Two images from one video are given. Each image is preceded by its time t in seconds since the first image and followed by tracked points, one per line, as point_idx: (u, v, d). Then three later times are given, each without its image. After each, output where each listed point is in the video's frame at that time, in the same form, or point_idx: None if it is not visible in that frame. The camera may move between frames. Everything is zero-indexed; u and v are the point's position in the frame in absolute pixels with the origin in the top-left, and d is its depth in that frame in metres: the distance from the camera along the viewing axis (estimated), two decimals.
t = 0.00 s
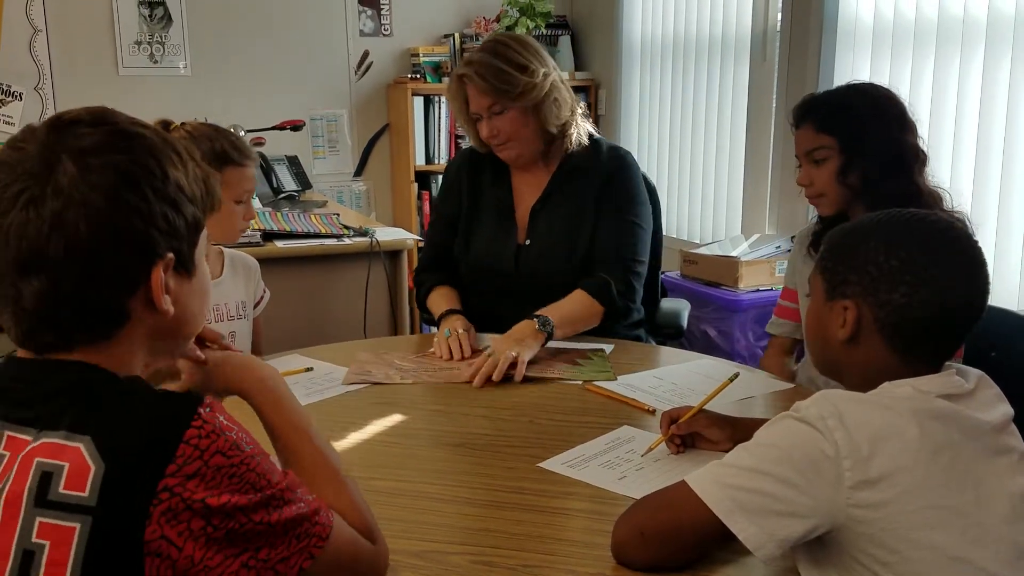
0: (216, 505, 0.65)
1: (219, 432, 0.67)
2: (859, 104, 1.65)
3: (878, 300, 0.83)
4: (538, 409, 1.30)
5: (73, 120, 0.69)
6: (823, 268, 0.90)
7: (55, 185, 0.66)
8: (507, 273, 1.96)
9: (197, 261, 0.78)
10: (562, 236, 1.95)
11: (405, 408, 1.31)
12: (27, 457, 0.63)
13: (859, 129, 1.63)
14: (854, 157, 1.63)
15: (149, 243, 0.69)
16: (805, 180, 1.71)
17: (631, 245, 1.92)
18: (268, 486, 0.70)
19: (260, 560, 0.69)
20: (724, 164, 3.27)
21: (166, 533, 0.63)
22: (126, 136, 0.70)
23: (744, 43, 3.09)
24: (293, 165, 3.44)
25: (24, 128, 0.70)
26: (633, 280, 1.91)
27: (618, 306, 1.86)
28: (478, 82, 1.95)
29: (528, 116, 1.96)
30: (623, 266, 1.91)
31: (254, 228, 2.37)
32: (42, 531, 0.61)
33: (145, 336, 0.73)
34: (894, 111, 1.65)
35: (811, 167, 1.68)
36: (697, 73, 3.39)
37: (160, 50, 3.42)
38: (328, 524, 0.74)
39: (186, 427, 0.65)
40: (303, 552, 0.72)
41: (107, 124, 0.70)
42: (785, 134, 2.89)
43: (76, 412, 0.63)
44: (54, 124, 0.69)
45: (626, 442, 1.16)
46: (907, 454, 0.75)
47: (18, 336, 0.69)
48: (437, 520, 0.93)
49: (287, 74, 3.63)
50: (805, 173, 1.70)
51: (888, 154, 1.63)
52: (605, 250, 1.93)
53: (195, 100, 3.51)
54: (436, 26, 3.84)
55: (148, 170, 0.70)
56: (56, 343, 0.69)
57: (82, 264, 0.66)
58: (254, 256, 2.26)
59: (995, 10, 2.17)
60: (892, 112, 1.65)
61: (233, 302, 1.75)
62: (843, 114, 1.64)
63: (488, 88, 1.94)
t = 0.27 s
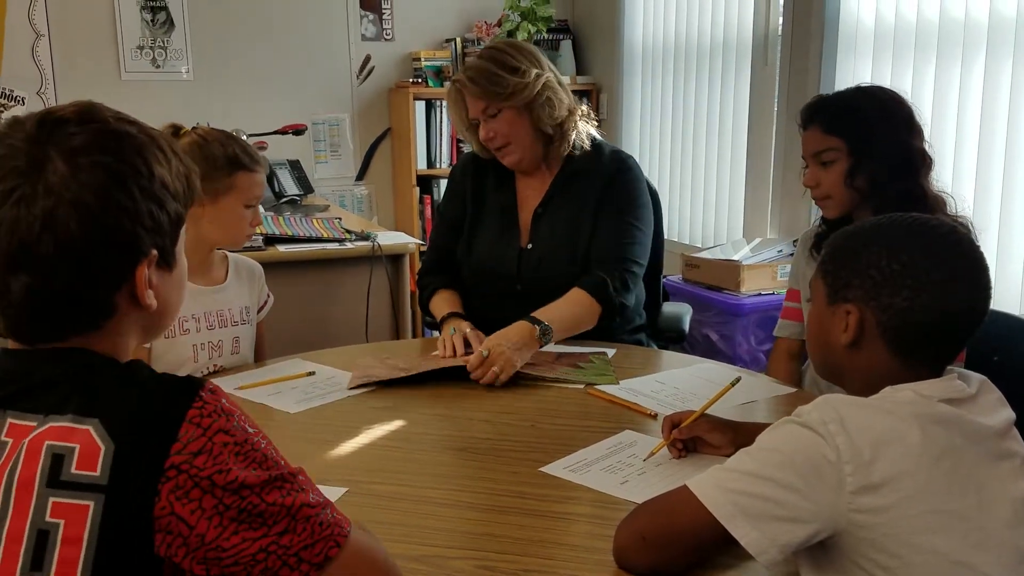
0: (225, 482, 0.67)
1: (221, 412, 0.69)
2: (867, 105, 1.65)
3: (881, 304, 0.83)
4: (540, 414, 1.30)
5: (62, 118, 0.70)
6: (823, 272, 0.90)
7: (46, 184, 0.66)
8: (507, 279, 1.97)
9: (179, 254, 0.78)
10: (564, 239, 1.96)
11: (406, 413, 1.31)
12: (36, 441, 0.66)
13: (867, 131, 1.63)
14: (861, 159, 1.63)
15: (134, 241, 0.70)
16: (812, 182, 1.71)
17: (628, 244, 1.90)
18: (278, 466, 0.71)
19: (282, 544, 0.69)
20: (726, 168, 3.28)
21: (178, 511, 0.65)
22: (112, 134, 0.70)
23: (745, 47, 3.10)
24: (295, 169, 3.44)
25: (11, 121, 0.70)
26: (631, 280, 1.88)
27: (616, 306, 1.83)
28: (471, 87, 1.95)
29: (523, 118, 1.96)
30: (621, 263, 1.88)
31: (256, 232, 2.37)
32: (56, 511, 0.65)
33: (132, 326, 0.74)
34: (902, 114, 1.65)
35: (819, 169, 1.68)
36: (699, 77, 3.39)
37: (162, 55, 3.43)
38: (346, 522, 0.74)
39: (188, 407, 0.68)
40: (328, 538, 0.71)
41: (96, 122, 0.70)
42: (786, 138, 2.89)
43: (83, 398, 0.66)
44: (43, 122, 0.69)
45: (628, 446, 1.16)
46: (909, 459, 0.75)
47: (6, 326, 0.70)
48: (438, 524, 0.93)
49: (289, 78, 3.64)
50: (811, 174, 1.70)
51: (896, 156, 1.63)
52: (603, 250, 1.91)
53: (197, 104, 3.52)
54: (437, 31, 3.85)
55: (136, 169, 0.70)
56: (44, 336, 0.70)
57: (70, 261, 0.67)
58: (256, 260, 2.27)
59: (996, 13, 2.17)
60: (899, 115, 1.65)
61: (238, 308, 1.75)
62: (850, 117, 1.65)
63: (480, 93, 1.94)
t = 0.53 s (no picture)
0: (223, 476, 0.68)
1: (223, 411, 0.71)
2: (869, 107, 1.65)
3: (882, 307, 0.83)
4: (541, 416, 1.30)
5: (59, 119, 0.71)
6: (823, 274, 0.90)
7: (42, 180, 0.68)
8: (508, 281, 1.99)
9: (175, 252, 0.80)
10: (566, 241, 1.96)
11: (407, 415, 1.31)
12: (41, 431, 0.68)
13: (869, 133, 1.63)
14: (863, 161, 1.63)
15: (128, 235, 0.71)
16: (813, 184, 1.71)
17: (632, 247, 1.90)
18: (277, 463, 0.72)
19: (279, 539, 0.69)
20: (726, 170, 3.28)
21: (175, 503, 0.66)
22: (108, 133, 0.72)
23: (745, 50, 3.10)
24: (296, 172, 3.45)
25: (13, 125, 0.73)
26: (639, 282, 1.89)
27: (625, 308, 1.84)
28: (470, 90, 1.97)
29: (522, 118, 1.96)
30: (625, 264, 1.88)
31: (257, 235, 2.38)
32: (55, 498, 0.67)
33: (132, 322, 0.75)
34: (905, 116, 1.66)
35: (820, 171, 1.68)
36: (699, 79, 3.40)
37: (163, 58, 3.43)
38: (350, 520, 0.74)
39: (191, 405, 0.70)
40: (328, 535, 0.71)
41: (91, 122, 0.72)
42: (786, 141, 2.89)
43: (83, 388, 0.68)
44: (40, 122, 0.71)
45: (629, 448, 1.16)
46: (910, 461, 0.75)
47: (9, 322, 0.72)
48: (439, 526, 0.93)
49: (290, 81, 3.65)
50: (812, 176, 1.70)
51: (897, 158, 1.63)
52: (606, 254, 1.92)
53: (198, 108, 3.52)
54: (438, 34, 3.85)
55: (129, 167, 0.72)
56: (45, 331, 0.71)
57: (67, 255, 0.69)
58: (257, 263, 2.27)
59: (997, 16, 2.17)
60: (901, 117, 1.65)
61: (238, 311, 1.75)
62: (852, 119, 1.65)
63: (479, 95, 1.95)
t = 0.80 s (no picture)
0: (228, 474, 0.69)
1: (229, 410, 0.72)
2: (869, 106, 1.65)
3: (882, 308, 0.83)
4: (542, 415, 1.30)
5: (76, 127, 0.74)
6: (823, 275, 0.90)
7: (59, 182, 0.70)
8: (510, 279, 2.00)
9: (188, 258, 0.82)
10: (569, 240, 1.96)
11: (407, 415, 1.31)
12: (53, 428, 0.69)
13: (869, 133, 1.64)
14: (863, 160, 1.63)
15: (142, 237, 0.73)
16: (813, 183, 1.71)
17: (640, 252, 1.90)
18: (283, 459, 0.73)
19: (285, 534, 0.70)
20: (727, 170, 3.28)
21: (180, 500, 0.67)
22: (123, 140, 0.75)
23: (746, 50, 3.10)
24: (296, 173, 3.45)
25: (34, 135, 0.75)
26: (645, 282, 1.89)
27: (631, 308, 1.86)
28: (484, 81, 1.99)
29: (535, 109, 1.98)
30: (632, 267, 1.89)
31: (258, 235, 2.38)
32: (63, 493, 0.67)
33: (147, 325, 0.77)
34: (905, 116, 1.66)
35: (820, 170, 1.68)
36: (700, 80, 3.39)
37: (164, 59, 3.44)
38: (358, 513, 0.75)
39: (197, 404, 0.71)
40: (334, 530, 0.72)
41: (106, 130, 0.75)
42: (787, 141, 2.89)
43: (94, 385, 0.69)
44: (59, 130, 0.74)
45: (630, 448, 1.16)
46: (909, 461, 0.75)
47: (28, 323, 0.74)
48: (440, 526, 0.93)
49: (290, 82, 3.65)
50: (812, 175, 1.70)
51: (897, 158, 1.63)
52: (613, 257, 1.92)
53: (199, 108, 3.52)
54: (439, 34, 3.85)
55: (143, 171, 0.74)
56: (61, 332, 0.73)
57: (85, 256, 0.71)
58: (257, 263, 2.27)
59: (997, 16, 2.17)
60: (902, 116, 1.65)
61: (238, 311, 1.76)
62: (852, 118, 1.65)
63: (493, 84, 1.98)
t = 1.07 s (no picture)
0: (233, 474, 0.69)
1: (235, 410, 0.72)
2: (869, 104, 1.65)
3: (883, 307, 0.83)
4: (543, 415, 1.30)
5: (93, 136, 0.74)
6: (824, 273, 0.90)
7: (76, 194, 0.71)
8: (513, 277, 2.00)
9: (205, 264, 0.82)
10: (571, 239, 1.96)
11: (407, 415, 1.31)
12: (59, 426, 0.69)
13: (869, 131, 1.64)
14: (863, 158, 1.63)
15: (159, 247, 0.74)
16: (812, 181, 1.71)
17: (644, 252, 1.90)
18: (288, 459, 0.73)
19: (289, 535, 0.70)
20: (727, 170, 3.28)
21: (185, 500, 0.67)
22: (140, 148, 0.75)
23: (746, 50, 3.10)
24: (296, 172, 3.45)
25: (49, 143, 0.76)
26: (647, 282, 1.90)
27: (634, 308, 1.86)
28: (491, 78, 2.01)
29: (540, 104, 1.99)
30: (635, 268, 1.89)
31: (257, 235, 2.38)
32: (69, 491, 0.68)
33: (163, 332, 0.77)
34: (905, 114, 1.66)
35: (820, 168, 1.68)
36: (699, 80, 3.39)
37: (163, 58, 3.43)
38: (362, 514, 0.75)
39: (202, 404, 0.71)
40: (338, 531, 0.73)
41: (122, 139, 0.75)
42: (786, 140, 2.89)
43: (102, 385, 0.70)
44: (75, 139, 0.74)
45: (630, 447, 1.16)
46: (909, 461, 0.75)
47: (43, 331, 0.74)
48: (440, 525, 0.93)
49: (290, 81, 3.65)
50: (812, 173, 1.70)
51: (897, 156, 1.63)
52: (619, 255, 1.92)
53: (198, 107, 3.52)
54: (438, 33, 3.85)
55: (160, 180, 0.74)
56: (75, 340, 0.73)
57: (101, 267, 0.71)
58: (257, 263, 2.27)
59: (997, 16, 2.17)
60: (901, 115, 1.65)
61: (236, 310, 1.76)
62: (852, 116, 1.65)
63: (499, 80, 1.99)
